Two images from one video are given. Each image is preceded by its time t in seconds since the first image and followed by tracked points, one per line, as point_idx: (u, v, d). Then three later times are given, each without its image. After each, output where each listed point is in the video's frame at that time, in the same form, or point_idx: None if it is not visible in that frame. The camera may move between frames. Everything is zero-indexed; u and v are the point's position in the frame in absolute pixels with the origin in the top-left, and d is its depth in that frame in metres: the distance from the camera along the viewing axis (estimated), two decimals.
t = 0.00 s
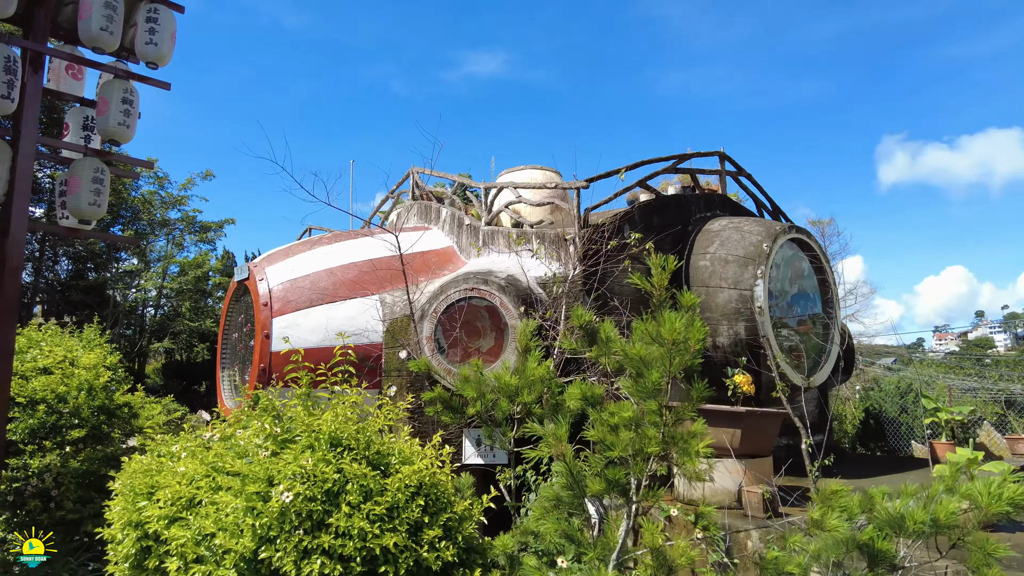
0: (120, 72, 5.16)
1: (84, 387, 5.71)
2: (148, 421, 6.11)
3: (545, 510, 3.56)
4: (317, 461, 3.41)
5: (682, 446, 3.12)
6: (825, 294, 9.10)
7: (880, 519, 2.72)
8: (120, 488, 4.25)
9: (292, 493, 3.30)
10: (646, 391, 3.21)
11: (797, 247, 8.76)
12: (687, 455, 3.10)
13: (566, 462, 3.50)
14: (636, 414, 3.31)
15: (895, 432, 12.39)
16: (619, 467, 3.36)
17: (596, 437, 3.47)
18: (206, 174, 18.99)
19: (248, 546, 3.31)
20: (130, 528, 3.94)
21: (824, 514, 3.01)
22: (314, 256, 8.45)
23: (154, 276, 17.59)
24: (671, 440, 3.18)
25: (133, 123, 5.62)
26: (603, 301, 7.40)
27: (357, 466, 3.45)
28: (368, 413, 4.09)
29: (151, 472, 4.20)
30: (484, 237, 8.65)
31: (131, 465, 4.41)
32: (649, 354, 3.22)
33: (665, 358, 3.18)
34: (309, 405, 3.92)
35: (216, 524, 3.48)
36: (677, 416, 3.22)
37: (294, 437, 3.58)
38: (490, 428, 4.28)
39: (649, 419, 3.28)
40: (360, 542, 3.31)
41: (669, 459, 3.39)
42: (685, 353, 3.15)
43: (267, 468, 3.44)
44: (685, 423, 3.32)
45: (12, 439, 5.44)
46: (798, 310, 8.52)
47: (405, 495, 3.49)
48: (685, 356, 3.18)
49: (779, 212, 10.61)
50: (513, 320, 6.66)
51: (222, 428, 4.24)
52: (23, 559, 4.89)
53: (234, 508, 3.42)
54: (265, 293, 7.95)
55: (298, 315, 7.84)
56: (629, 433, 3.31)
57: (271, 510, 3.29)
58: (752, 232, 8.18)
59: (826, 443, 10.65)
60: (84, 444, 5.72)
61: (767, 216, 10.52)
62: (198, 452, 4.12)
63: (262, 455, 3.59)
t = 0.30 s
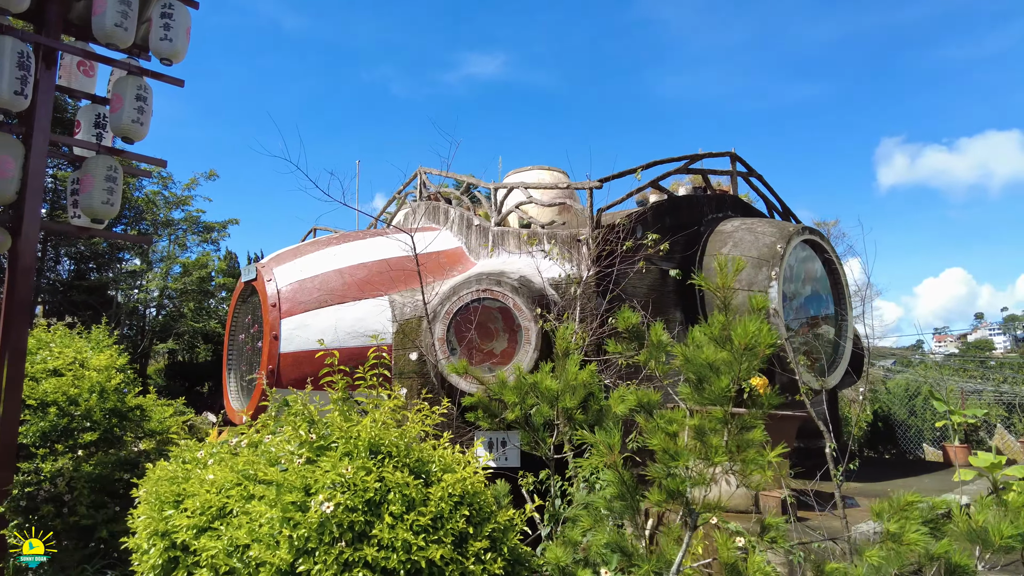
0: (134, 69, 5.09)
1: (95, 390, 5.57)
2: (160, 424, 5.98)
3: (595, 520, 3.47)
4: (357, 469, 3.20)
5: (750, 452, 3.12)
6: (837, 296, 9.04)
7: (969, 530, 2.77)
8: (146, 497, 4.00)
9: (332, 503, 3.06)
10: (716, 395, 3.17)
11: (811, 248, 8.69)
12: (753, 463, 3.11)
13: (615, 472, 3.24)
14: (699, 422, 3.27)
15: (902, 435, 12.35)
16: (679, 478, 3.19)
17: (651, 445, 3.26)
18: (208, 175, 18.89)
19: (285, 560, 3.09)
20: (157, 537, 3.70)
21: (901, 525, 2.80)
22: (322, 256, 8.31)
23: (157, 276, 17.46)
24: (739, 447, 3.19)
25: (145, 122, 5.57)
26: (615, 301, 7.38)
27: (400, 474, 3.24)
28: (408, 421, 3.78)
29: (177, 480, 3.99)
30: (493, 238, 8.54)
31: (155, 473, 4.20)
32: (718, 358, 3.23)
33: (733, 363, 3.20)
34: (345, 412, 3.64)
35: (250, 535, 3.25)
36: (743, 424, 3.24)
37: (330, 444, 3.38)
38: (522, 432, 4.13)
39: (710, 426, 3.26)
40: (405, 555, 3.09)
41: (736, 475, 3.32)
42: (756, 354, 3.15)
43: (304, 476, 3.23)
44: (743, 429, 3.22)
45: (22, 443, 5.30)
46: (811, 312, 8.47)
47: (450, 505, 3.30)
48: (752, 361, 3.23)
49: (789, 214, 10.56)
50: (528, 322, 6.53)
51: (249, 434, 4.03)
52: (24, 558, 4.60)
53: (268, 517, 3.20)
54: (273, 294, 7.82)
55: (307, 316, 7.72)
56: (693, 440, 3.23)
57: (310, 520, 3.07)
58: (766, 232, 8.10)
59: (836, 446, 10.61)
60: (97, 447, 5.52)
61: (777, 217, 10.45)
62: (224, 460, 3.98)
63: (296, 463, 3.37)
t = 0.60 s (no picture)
0: (143, 61, 5.02)
1: (104, 388, 5.47)
2: (169, 424, 5.88)
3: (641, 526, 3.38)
4: (391, 470, 3.01)
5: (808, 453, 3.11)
6: (849, 294, 8.96)
7: None
8: (166, 499, 3.88)
9: (367, 506, 2.86)
10: (778, 391, 3.16)
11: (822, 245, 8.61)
12: (812, 466, 3.09)
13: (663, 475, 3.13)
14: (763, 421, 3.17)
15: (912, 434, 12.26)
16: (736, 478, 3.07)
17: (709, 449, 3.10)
18: (211, 173, 18.80)
19: (315, 566, 2.88)
20: (179, 541, 3.56)
21: (978, 530, 2.77)
22: (329, 254, 8.20)
23: (159, 275, 17.37)
24: (798, 445, 3.17)
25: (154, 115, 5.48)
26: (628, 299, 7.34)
27: (437, 475, 3.04)
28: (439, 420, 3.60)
29: (198, 482, 3.86)
30: (501, 235, 8.45)
31: (173, 475, 4.08)
32: (782, 354, 3.20)
33: (793, 359, 3.18)
34: (380, 409, 3.46)
35: (278, 539, 3.08)
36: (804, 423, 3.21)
37: (359, 443, 3.19)
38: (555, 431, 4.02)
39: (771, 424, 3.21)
40: (444, 560, 2.89)
41: (790, 475, 3.30)
42: (820, 350, 3.12)
43: (334, 478, 3.02)
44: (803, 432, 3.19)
45: (30, 443, 5.20)
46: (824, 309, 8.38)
47: (488, 507, 3.11)
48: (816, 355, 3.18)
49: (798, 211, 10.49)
50: (540, 320, 6.43)
51: (271, 433, 3.90)
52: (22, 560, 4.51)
53: (297, 521, 3.00)
54: (280, 292, 7.72)
55: (314, 314, 7.63)
56: (756, 440, 3.19)
57: (343, 524, 2.86)
58: (778, 230, 7.98)
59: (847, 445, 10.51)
60: (105, 448, 5.42)
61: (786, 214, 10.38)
62: (243, 461, 3.86)
63: (325, 464, 3.16)
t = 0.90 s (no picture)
0: (150, 51, 4.92)
1: (110, 386, 5.35)
2: (177, 422, 5.76)
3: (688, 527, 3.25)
4: (421, 470, 2.87)
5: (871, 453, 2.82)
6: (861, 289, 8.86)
7: None
8: (180, 500, 3.77)
9: (400, 511, 2.72)
10: (847, 383, 2.85)
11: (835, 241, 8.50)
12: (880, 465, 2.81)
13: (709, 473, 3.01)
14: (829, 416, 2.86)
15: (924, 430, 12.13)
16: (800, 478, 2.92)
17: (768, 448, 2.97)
18: (214, 170, 18.66)
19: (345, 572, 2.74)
20: (194, 546, 3.42)
21: None
22: (336, 250, 8.08)
23: (163, 274, 17.26)
24: (864, 442, 2.85)
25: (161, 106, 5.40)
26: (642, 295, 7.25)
27: (471, 475, 2.90)
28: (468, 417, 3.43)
29: (214, 483, 3.72)
30: (510, 231, 8.33)
31: (185, 476, 3.95)
32: (850, 344, 2.91)
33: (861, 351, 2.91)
34: (405, 407, 3.33)
35: (302, 545, 2.93)
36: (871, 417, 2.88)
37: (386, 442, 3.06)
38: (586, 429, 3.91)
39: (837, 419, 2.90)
40: (480, 566, 2.74)
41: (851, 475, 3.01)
42: (890, 340, 2.88)
43: (360, 479, 2.92)
44: (868, 429, 2.87)
45: (36, 443, 5.08)
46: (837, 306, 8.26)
47: (526, 509, 2.95)
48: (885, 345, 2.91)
49: (808, 205, 10.37)
50: (552, 316, 6.32)
51: (288, 432, 3.78)
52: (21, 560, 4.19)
53: (324, 523, 2.87)
54: (286, 289, 7.61)
55: (321, 311, 7.51)
56: (819, 435, 2.90)
57: (372, 528, 2.74)
58: (792, 225, 7.86)
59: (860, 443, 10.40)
60: (112, 447, 5.27)
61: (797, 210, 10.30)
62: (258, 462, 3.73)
63: (351, 463, 3.05)
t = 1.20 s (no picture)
0: (161, 47, 4.84)
1: (122, 388, 5.28)
2: (189, 424, 5.68)
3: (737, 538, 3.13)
4: (455, 479, 2.76)
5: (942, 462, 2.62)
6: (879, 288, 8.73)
7: None
8: (197, 508, 3.67)
9: (434, 522, 2.60)
10: (917, 390, 2.62)
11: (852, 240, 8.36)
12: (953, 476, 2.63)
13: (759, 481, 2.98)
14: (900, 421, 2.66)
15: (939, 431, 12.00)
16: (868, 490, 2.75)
17: (822, 456, 2.86)
18: (223, 170, 18.63)
19: None
20: (213, 558, 3.29)
21: None
22: (347, 250, 7.99)
23: (172, 274, 17.25)
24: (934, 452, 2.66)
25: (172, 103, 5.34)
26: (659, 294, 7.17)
27: (507, 486, 2.80)
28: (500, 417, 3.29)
29: (234, 491, 3.60)
30: (522, 229, 8.22)
31: (201, 482, 3.85)
32: (922, 346, 2.66)
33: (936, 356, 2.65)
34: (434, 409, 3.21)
35: (329, 558, 2.75)
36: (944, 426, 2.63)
37: (418, 449, 2.94)
38: (623, 434, 3.78)
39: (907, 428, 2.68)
40: None
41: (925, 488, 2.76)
42: (967, 342, 2.60)
43: (390, 488, 2.79)
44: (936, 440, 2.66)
45: (48, 445, 5.02)
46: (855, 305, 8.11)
47: (564, 521, 2.85)
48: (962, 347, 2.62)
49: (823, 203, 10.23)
50: (567, 315, 6.22)
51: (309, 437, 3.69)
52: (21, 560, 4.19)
53: (352, 536, 2.74)
54: (297, 289, 7.53)
55: (333, 311, 7.43)
56: (887, 444, 2.69)
57: (405, 541, 2.59)
58: (809, 223, 7.72)
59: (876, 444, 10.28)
60: (124, 450, 5.20)
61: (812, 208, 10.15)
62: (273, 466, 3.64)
63: (379, 472, 2.94)
